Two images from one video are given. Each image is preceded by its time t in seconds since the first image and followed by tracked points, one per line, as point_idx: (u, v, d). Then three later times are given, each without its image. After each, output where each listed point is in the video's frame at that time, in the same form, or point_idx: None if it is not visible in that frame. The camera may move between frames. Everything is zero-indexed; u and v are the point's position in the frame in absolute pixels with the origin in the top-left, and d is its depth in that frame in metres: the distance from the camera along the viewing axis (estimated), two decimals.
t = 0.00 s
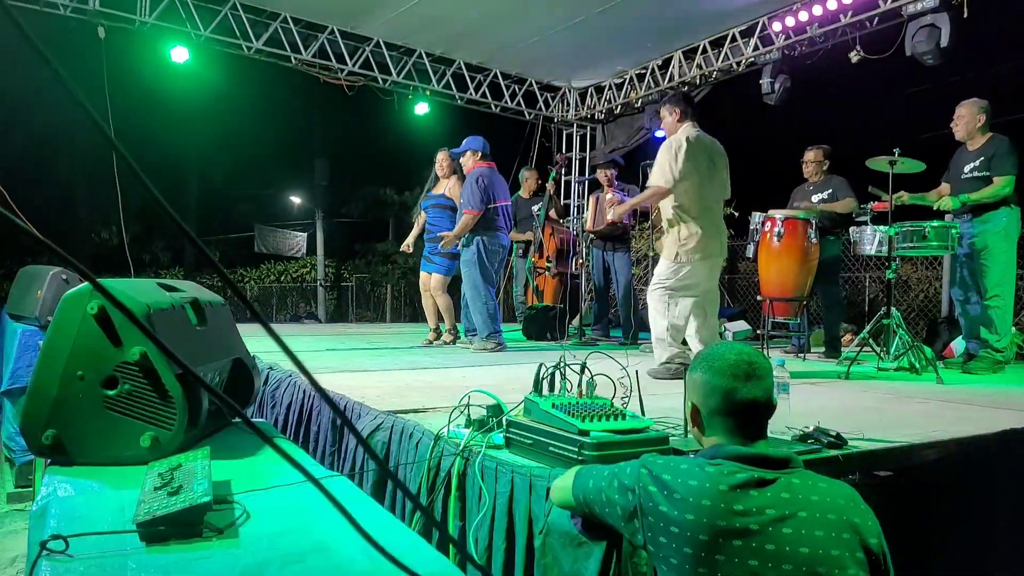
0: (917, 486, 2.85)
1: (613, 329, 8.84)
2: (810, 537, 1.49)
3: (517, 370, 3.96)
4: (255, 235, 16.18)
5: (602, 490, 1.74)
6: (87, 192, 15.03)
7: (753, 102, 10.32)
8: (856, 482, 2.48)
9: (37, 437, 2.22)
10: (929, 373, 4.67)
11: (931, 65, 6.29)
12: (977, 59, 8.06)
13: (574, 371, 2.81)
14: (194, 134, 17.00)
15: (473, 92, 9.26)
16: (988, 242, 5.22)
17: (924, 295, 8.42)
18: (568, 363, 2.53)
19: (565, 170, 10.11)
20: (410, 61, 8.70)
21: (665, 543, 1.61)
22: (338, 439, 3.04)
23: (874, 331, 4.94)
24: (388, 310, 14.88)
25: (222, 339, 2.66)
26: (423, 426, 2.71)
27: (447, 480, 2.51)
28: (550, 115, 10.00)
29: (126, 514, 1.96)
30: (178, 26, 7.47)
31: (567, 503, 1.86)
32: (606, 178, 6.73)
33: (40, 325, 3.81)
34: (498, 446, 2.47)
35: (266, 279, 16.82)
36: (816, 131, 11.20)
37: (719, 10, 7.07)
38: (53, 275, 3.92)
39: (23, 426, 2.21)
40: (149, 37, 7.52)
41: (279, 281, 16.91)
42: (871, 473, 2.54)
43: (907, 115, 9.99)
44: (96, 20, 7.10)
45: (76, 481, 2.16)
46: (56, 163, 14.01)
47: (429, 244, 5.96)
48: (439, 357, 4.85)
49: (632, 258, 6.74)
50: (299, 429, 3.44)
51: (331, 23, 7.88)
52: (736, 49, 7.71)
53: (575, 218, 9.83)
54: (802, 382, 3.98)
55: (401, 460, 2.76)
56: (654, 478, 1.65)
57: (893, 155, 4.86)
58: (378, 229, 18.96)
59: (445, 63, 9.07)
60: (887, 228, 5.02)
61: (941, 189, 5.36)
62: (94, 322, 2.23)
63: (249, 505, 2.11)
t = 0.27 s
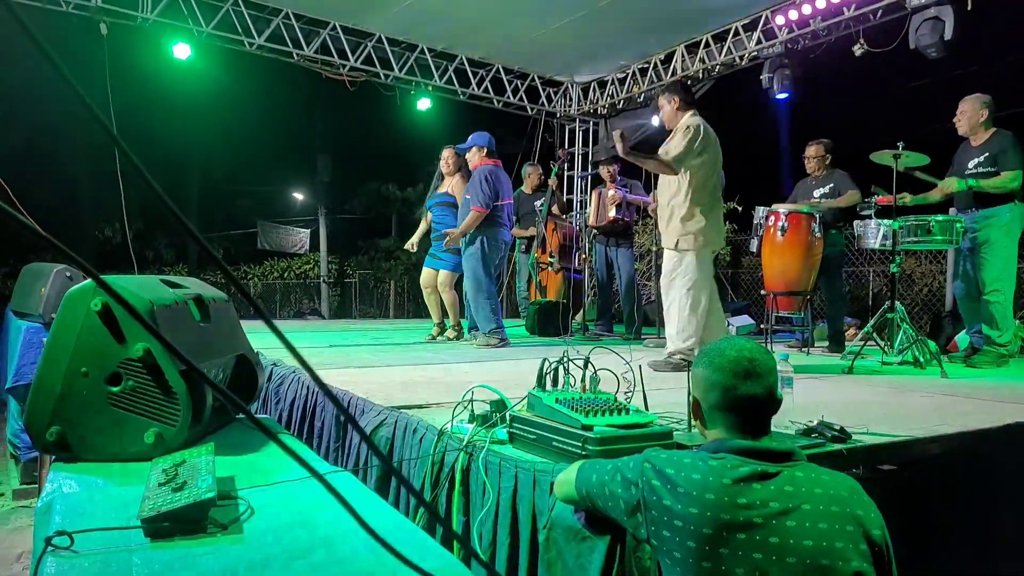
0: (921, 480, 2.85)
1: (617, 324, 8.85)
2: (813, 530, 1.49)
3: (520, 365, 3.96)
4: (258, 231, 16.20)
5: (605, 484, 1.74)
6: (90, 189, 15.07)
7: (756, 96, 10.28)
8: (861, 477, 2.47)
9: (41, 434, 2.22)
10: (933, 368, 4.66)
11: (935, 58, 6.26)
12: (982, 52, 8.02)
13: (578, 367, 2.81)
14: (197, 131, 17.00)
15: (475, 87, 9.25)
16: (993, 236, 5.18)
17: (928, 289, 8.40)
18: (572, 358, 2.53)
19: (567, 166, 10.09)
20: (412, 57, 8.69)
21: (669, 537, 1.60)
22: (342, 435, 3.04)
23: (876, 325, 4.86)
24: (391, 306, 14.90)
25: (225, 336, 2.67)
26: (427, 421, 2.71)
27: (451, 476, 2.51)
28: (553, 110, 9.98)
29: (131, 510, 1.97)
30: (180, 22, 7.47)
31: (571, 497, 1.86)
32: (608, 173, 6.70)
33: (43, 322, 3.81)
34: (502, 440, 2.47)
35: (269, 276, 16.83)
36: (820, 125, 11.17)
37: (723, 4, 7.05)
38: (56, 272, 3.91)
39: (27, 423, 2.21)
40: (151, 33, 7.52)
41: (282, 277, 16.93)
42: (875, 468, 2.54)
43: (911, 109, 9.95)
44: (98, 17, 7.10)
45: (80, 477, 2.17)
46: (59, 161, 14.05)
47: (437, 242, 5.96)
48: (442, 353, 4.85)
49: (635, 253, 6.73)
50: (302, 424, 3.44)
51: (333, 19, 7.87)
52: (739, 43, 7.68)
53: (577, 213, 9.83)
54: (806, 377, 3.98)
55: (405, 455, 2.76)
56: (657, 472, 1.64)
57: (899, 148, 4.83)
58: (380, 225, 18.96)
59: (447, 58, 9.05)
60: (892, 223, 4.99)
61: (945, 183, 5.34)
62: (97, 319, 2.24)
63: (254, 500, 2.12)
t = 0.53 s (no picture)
0: (931, 478, 2.83)
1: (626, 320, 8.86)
2: (825, 528, 1.49)
3: (529, 361, 3.96)
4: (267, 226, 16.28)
5: (615, 480, 1.74)
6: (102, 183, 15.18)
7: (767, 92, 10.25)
8: (872, 475, 2.46)
9: (53, 425, 2.23)
10: (945, 366, 4.64)
11: (949, 54, 6.22)
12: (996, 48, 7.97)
13: (588, 361, 2.80)
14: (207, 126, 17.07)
15: (485, 82, 9.25)
16: (1006, 234, 5.14)
17: (940, 287, 8.37)
18: (582, 353, 2.53)
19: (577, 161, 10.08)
20: (422, 52, 8.69)
21: (678, 535, 1.60)
22: (351, 429, 3.05)
23: (888, 323, 4.85)
24: (400, 301, 14.95)
25: (235, 329, 2.68)
26: (436, 415, 2.72)
27: (459, 470, 2.51)
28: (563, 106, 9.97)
29: (144, 501, 1.99)
30: (192, 17, 7.50)
31: (580, 493, 1.86)
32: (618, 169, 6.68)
33: (56, 315, 3.83)
34: (512, 436, 2.47)
35: (279, 270, 16.91)
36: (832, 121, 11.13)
37: None
38: (68, 265, 3.93)
39: (39, 414, 2.22)
40: (163, 28, 7.56)
41: (291, 272, 17.01)
42: (885, 466, 2.53)
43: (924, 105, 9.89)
44: (111, 12, 7.14)
45: (93, 468, 2.18)
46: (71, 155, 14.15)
47: (445, 236, 5.95)
48: (451, 349, 4.86)
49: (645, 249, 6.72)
50: (312, 418, 3.46)
51: (343, 14, 7.88)
52: (752, 38, 7.70)
53: (587, 209, 9.83)
54: (816, 374, 3.96)
55: (414, 449, 2.77)
56: (667, 468, 1.64)
57: (912, 145, 4.80)
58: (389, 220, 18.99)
59: (457, 54, 9.05)
60: (904, 220, 4.96)
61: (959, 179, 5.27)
62: (109, 310, 2.26)
63: (265, 492, 2.13)
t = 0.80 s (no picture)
0: (933, 476, 2.84)
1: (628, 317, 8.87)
2: (828, 527, 1.49)
3: (533, 356, 3.96)
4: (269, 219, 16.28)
5: (618, 477, 1.74)
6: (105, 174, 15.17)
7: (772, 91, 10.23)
8: (875, 473, 2.47)
9: (56, 415, 2.23)
10: (946, 365, 4.65)
11: (955, 54, 6.22)
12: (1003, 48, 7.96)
13: (591, 357, 2.79)
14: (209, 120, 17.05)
15: (489, 77, 9.23)
16: (1008, 234, 5.15)
17: (943, 287, 8.38)
18: (585, 349, 2.52)
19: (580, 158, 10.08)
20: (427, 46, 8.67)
21: (681, 531, 1.60)
22: (353, 423, 3.05)
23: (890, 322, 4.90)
24: (401, 296, 14.97)
25: (238, 321, 2.67)
26: (439, 410, 2.72)
27: (462, 465, 2.52)
28: (567, 102, 9.96)
29: (146, 492, 1.99)
30: (197, 8, 7.48)
31: (583, 489, 1.87)
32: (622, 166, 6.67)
33: (58, 306, 3.82)
34: (515, 431, 2.47)
35: (280, 264, 16.90)
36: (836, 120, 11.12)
37: None
38: (71, 256, 3.91)
39: (43, 404, 2.22)
40: (169, 20, 7.54)
41: (292, 266, 17.01)
42: (887, 464, 2.54)
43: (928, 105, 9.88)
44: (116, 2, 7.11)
45: (95, 459, 2.18)
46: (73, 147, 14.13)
47: (452, 230, 5.95)
48: (452, 343, 4.85)
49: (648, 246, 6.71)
50: (315, 411, 3.46)
51: (348, 8, 7.85)
52: (757, 37, 7.68)
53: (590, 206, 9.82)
54: (819, 372, 3.97)
55: (417, 443, 2.77)
56: (671, 465, 1.64)
57: (915, 144, 4.80)
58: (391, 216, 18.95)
59: (462, 48, 9.03)
60: (907, 219, 4.96)
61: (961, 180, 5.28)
62: (113, 302, 2.25)
63: (268, 485, 2.13)
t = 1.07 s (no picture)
0: (944, 471, 2.82)
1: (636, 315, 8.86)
2: (837, 525, 1.48)
3: (540, 356, 3.96)
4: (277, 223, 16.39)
5: (626, 477, 1.74)
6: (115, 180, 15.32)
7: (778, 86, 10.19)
8: (884, 469, 2.45)
9: (69, 419, 2.26)
10: (958, 360, 4.62)
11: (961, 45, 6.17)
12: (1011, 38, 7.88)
13: (596, 356, 2.79)
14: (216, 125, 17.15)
15: (493, 78, 9.24)
16: (1018, 226, 5.10)
17: (953, 280, 8.32)
18: (591, 348, 2.52)
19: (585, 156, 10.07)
20: (430, 48, 8.70)
21: (689, 530, 1.59)
22: (361, 424, 3.07)
23: (901, 317, 4.87)
24: (410, 298, 15.02)
25: (247, 325, 2.68)
26: (446, 410, 2.72)
27: (470, 465, 2.52)
28: (571, 101, 9.95)
29: (158, 495, 2.01)
30: (202, 15, 7.54)
31: (591, 489, 1.87)
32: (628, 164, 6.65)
33: (70, 312, 3.87)
34: (522, 430, 2.48)
35: (289, 267, 16.99)
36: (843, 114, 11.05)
37: None
38: (81, 263, 3.98)
39: (55, 408, 2.25)
40: (174, 27, 7.61)
41: (301, 269, 17.09)
42: (898, 459, 2.53)
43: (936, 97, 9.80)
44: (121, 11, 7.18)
45: (108, 463, 2.20)
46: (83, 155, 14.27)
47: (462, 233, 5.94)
48: (460, 344, 4.86)
49: (655, 243, 6.69)
50: (323, 413, 3.48)
51: (352, 11, 7.89)
52: (761, 31, 7.64)
53: (596, 204, 9.82)
54: (828, 368, 3.95)
55: (425, 444, 2.78)
56: (678, 464, 1.64)
57: (923, 137, 4.76)
58: (398, 217, 18.99)
59: (465, 49, 9.05)
60: (916, 213, 4.89)
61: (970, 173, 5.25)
62: (122, 307, 2.27)
63: (278, 487, 2.15)
